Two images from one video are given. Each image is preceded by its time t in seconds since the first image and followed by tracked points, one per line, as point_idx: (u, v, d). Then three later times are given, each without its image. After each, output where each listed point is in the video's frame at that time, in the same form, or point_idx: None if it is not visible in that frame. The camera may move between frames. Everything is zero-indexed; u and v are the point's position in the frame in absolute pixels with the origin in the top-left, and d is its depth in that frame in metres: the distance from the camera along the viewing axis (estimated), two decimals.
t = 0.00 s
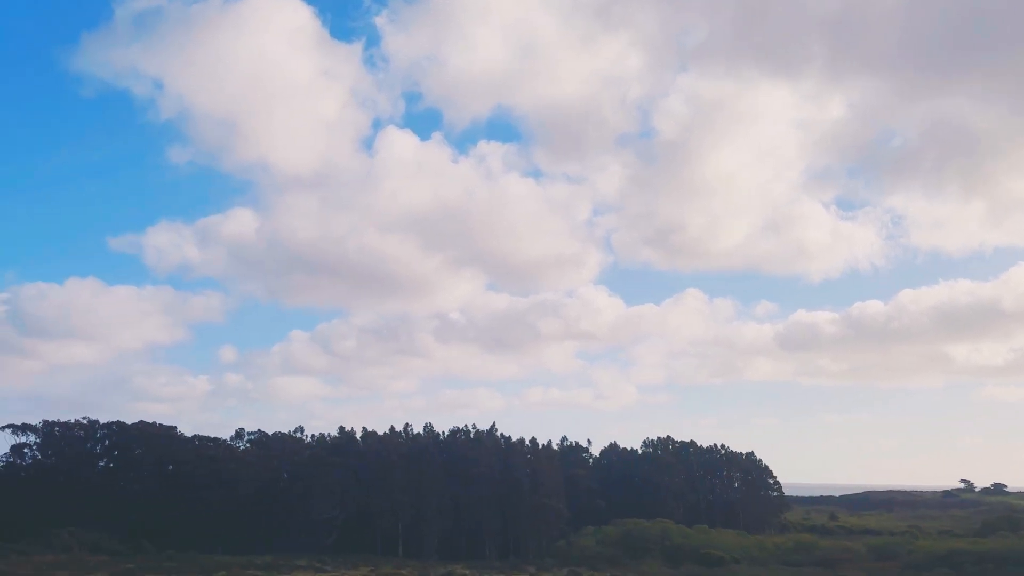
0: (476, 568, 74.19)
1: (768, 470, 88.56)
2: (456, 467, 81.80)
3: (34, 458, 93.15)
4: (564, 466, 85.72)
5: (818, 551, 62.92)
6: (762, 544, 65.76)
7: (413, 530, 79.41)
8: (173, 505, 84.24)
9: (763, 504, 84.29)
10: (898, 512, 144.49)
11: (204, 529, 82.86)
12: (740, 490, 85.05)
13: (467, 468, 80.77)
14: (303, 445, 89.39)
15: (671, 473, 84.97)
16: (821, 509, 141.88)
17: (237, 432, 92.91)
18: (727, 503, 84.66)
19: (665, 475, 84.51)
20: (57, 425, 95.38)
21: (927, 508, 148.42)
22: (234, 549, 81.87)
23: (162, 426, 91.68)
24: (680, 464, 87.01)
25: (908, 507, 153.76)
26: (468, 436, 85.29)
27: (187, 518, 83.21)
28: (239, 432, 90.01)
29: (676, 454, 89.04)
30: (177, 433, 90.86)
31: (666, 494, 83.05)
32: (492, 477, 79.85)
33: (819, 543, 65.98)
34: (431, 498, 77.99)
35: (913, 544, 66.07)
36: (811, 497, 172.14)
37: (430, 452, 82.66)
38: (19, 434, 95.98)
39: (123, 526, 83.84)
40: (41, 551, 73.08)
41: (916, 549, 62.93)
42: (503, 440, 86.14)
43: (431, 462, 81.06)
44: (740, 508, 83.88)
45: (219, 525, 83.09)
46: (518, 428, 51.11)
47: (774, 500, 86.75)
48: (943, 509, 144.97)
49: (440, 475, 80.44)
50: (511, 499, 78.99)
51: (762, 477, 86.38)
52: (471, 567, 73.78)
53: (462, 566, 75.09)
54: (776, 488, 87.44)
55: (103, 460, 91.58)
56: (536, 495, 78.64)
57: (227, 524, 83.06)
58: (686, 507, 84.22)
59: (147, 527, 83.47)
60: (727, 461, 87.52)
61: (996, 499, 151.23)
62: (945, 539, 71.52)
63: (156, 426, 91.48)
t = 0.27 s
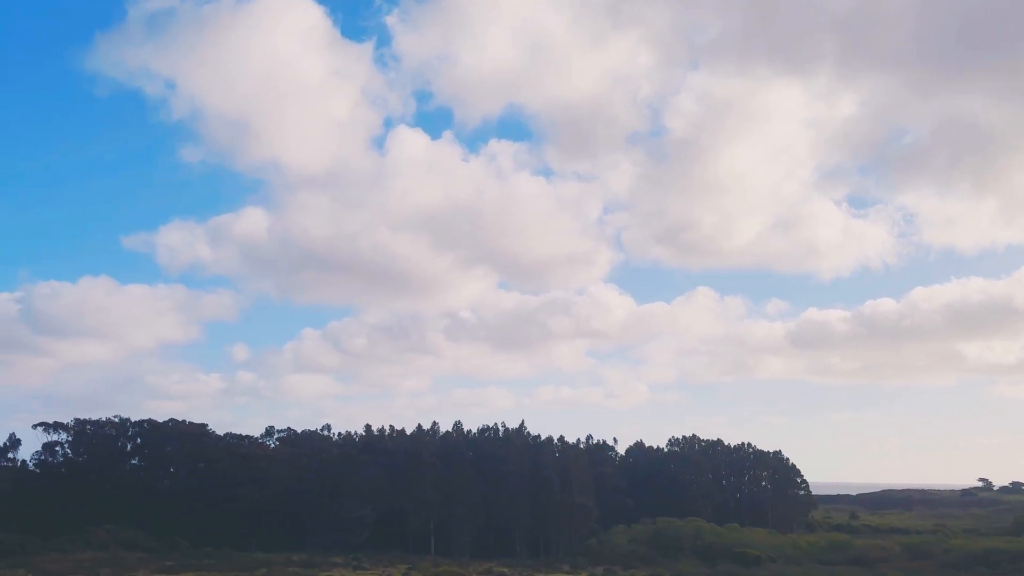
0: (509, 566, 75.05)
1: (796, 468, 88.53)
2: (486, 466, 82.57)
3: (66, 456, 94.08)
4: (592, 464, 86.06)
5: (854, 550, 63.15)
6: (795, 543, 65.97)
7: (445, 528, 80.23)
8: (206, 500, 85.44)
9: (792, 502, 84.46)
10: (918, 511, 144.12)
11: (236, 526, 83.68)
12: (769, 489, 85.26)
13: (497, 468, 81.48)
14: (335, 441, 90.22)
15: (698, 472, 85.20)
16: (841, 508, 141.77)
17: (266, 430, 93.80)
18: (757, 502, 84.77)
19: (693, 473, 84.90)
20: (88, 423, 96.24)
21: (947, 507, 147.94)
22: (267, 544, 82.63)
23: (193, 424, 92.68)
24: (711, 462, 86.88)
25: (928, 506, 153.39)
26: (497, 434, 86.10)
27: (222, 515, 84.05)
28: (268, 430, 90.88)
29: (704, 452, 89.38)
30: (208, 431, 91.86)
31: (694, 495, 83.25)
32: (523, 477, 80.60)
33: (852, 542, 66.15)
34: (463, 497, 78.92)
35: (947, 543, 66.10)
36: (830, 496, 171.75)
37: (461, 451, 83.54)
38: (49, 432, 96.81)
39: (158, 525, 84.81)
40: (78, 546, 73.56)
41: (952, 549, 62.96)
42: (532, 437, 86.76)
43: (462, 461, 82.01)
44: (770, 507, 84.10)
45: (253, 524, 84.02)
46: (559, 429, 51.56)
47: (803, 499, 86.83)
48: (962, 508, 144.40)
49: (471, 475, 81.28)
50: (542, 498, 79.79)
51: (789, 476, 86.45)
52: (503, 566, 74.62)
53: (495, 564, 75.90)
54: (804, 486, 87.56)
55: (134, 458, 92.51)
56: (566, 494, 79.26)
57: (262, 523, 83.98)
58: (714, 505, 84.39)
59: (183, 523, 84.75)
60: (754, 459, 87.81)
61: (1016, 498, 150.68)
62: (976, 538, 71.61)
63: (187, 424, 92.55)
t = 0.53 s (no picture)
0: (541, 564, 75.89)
1: (823, 466, 88.93)
2: (516, 465, 83.29)
3: (97, 454, 95.16)
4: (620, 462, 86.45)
5: (889, 548, 63.45)
6: (829, 542, 66.40)
7: (476, 525, 80.98)
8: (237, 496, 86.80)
9: (820, 501, 85.02)
10: (936, 510, 144.40)
11: (267, 523, 84.54)
12: (797, 487, 85.83)
13: (527, 466, 82.05)
14: (365, 439, 91.16)
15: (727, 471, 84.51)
16: (860, 506, 142.23)
17: (295, 427, 94.78)
18: (784, 500, 85.58)
19: (722, 471, 84.91)
20: (118, 421, 97.29)
21: (966, 505, 148.14)
22: (298, 541, 83.49)
23: (223, 423, 93.75)
24: (740, 459, 86.87)
25: (947, 504, 153.59)
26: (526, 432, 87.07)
27: (253, 511, 84.84)
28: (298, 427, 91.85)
29: (731, 450, 89.98)
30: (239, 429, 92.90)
31: (723, 493, 83.73)
32: (553, 475, 81.18)
33: (885, 541, 66.49)
34: (494, 495, 79.41)
35: (980, 542, 66.37)
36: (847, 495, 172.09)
37: (490, 449, 84.64)
38: (80, 430, 97.90)
39: (190, 522, 85.54)
40: (115, 544, 74.37)
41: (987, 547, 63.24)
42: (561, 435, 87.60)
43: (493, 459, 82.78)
44: (797, 505, 84.85)
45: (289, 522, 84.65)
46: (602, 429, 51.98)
47: (830, 497, 87.42)
48: (981, 507, 144.59)
49: (502, 473, 82.11)
50: (572, 495, 80.31)
51: (816, 475, 87.04)
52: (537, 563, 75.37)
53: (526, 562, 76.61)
54: (831, 484, 88.07)
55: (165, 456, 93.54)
56: (597, 491, 79.94)
57: (297, 521, 84.83)
58: (742, 504, 85.04)
59: (214, 519, 85.65)
60: (781, 458, 88.30)
61: None
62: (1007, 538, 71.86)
63: (217, 422, 93.52)
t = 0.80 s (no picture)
0: (572, 562, 76.46)
1: (850, 464, 89.02)
2: (546, 463, 83.76)
3: (126, 452, 96.00)
4: (648, 460, 86.97)
5: (923, 547, 63.69)
6: (862, 540, 66.68)
7: (506, 523, 81.63)
8: (270, 494, 88.28)
9: (848, 499, 85.17)
10: (956, 507, 144.31)
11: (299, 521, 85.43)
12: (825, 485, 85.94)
13: (557, 464, 82.49)
14: (393, 437, 91.80)
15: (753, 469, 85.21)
16: (879, 504, 142.31)
17: (323, 425, 95.47)
18: (813, 498, 85.76)
19: (749, 469, 85.33)
20: (147, 419, 98.18)
21: (986, 503, 148.00)
22: (330, 539, 84.48)
23: (252, 420, 94.70)
24: (768, 457, 87.29)
25: (966, 502, 153.44)
26: (554, 431, 87.49)
27: (286, 510, 86.40)
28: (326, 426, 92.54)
29: (759, 448, 90.14)
30: (269, 428, 93.87)
31: (751, 492, 84.04)
32: (583, 473, 81.60)
33: (919, 540, 66.72)
34: (525, 493, 80.12)
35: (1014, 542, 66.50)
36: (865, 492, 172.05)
37: (520, 447, 85.31)
38: (109, 429, 98.71)
39: (223, 520, 86.50)
40: (151, 541, 75.21)
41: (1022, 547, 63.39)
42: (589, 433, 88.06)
43: (523, 457, 83.30)
44: (826, 503, 84.97)
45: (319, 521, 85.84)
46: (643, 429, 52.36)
47: (858, 495, 87.53)
48: (1001, 504, 144.50)
49: (531, 471, 82.68)
50: (602, 493, 80.75)
51: (845, 472, 87.10)
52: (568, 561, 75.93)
53: (558, 560, 77.15)
54: (859, 482, 88.14)
55: (195, 454, 94.48)
56: (626, 489, 80.31)
57: (328, 519, 85.69)
58: (771, 502, 85.25)
59: (248, 517, 87.37)
60: (809, 456, 88.36)
61: None
62: None
63: (246, 419, 94.29)
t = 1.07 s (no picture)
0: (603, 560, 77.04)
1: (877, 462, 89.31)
2: (575, 461, 84.29)
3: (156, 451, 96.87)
4: (676, 457, 87.49)
5: (957, 546, 64.14)
6: (895, 539, 67.18)
7: (536, 522, 82.27)
8: (301, 492, 88.94)
9: (875, 497, 85.54)
10: (974, 506, 144.44)
11: (329, 519, 86.27)
12: (852, 484, 86.32)
13: (586, 463, 83.07)
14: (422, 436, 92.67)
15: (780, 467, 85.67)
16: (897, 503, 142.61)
17: (351, 423, 96.25)
18: (840, 497, 86.06)
19: (776, 467, 85.77)
20: (176, 418, 98.99)
21: (1005, 501, 148.10)
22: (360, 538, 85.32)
23: (281, 419, 95.53)
24: (794, 456, 87.77)
25: (984, 501, 153.49)
26: (583, 429, 88.07)
27: (317, 508, 87.08)
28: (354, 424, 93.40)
29: (785, 446, 90.52)
30: (298, 426, 94.67)
31: (779, 491, 84.50)
32: (612, 472, 82.21)
33: (951, 538, 67.18)
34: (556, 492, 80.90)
35: None
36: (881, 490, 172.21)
37: (550, 446, 85.90)
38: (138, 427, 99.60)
39: (254, 519, 87.49)
40: (187, 539, 76.17)
41: None
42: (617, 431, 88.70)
43: (553, 456, 83.94)
44: (853, 502, 85.31)
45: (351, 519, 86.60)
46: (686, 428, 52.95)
47: (885, 493, 87.85)
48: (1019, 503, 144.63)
49: (561, 469, 83.28)
50: (631, 491, 81.33)
51: (872, 471, 87.46)
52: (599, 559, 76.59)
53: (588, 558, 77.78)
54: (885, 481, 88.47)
55: (225, 452, 95.43)
56: (656, 487, 80.85)
57: (359, 517, 86.58)
58: (798, 500, 85.64)
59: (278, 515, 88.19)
60: (835, 454, 88.74)
61: None
62: None
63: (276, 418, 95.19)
